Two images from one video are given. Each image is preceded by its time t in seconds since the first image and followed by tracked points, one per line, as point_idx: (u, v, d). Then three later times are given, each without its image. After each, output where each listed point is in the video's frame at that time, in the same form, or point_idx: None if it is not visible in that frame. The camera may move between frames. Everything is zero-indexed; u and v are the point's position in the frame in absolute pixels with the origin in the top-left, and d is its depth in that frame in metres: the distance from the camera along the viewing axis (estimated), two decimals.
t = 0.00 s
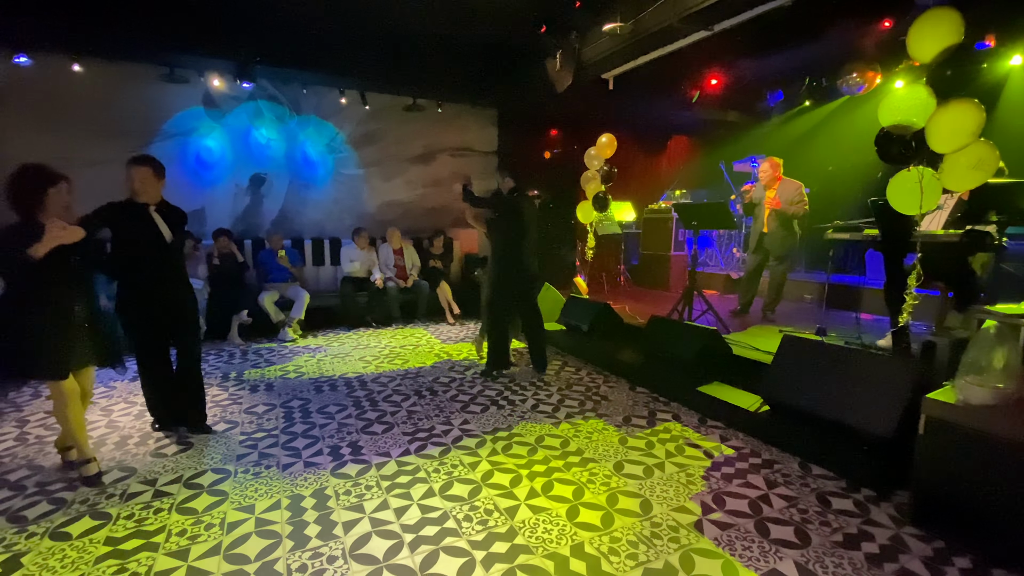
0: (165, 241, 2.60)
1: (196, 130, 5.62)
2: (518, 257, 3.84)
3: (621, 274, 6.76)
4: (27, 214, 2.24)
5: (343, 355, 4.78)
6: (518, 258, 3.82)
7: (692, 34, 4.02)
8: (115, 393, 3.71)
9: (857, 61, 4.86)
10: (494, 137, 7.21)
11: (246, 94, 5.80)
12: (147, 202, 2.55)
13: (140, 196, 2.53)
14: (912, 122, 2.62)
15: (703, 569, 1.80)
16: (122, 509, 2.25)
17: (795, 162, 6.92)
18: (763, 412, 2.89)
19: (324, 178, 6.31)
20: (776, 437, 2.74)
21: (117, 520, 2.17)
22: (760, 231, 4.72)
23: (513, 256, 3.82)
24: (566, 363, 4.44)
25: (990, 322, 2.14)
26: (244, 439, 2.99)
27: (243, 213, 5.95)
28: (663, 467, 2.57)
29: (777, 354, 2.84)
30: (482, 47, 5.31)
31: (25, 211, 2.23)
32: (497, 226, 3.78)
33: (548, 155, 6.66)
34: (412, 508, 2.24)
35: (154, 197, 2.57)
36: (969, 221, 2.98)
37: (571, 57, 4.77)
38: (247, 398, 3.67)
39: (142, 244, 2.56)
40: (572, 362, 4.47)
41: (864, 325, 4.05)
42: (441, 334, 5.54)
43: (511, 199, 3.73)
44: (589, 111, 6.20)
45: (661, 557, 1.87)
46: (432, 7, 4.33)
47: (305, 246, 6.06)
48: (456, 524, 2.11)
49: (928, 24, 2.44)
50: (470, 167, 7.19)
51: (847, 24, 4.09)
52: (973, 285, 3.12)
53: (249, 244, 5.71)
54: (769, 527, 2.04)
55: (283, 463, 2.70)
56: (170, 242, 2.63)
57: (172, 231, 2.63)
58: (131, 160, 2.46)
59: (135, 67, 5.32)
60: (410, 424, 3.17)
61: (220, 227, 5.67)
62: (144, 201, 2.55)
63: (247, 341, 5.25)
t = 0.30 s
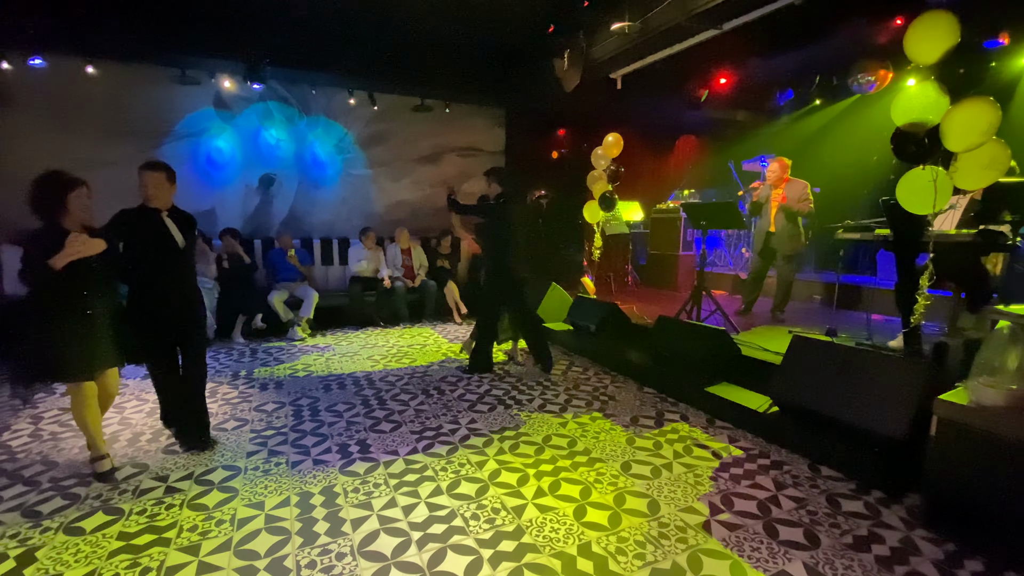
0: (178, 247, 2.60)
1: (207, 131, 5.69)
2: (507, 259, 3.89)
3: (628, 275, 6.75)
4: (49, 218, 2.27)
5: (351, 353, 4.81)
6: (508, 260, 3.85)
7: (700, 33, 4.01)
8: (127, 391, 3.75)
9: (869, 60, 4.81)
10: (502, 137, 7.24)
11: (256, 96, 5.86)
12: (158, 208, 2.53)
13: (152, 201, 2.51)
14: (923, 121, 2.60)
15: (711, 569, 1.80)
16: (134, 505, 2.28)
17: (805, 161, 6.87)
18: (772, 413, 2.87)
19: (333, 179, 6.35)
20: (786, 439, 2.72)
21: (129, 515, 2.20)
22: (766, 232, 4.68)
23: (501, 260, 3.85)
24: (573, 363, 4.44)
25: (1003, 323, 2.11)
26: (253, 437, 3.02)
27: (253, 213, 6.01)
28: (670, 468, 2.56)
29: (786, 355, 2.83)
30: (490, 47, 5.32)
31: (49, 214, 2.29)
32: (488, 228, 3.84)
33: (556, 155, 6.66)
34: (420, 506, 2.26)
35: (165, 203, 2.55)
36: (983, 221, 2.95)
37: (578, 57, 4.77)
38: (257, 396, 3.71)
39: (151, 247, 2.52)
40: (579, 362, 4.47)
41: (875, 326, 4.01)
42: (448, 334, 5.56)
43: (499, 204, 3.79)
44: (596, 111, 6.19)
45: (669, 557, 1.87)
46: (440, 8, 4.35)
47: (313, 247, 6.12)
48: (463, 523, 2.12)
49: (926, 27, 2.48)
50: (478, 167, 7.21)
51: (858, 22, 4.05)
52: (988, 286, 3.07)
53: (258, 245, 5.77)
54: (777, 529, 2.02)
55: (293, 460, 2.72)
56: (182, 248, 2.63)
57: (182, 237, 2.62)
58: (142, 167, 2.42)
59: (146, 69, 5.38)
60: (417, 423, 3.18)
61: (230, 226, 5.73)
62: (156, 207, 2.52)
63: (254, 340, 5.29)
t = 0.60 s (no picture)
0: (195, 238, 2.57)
1: (217, 132, 5.75)
2: (487, 264, 4.11)
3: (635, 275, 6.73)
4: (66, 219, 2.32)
5: (359, 353, 4.84)
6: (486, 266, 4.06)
7: (709, 32, 3.99)
8: (139, 388, 3.81)
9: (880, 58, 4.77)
10: (509, 137, 7.28)
11: (266, 97, 5.93)
12: (176, 197, 2.52)
13: (169, 189, 2.49)
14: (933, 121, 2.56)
15: (718, 571, 1.79)
16: (146, 501, 2.32)
17: (816, 161, 6.81)
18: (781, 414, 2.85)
19: (341, 179, 6.39)
20: (795, 440, 2.70)
21: (141, 512, 2.24)
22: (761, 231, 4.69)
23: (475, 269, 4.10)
24: (580, 364, 4.44)
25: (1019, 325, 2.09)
26: (263, 435, 3.06)
27: (263, 213, 6.07)
28: (677, 469, 2.55)
29: (795, 356, 2.81)
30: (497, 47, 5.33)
31: (72, 212, 2.36)
32: (470, 235, 4.02)
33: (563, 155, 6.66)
34: (427, 505, 2.27)
35: (183, 192, 2.54)
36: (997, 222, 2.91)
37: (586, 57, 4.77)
38: (266, 394, 3.74)
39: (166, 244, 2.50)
40: (586, 363, 4.47)
41: (885, 327, 3.97)
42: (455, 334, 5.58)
43: (477, 212, 3.99)
44: (604, 110, 6.18)
45: (676, 558, 1.87)
46: (448, 9, 4.37)
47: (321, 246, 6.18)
48: (470, 522, 2.13)
49: (922, 33, 2.48)
50: (485, 168, 7.24)
51: (870, 21, 4.02)
52: (1002, 287, 3.03)
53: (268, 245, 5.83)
54: (785, 531, 2.01)
55: (302, 458, 2.75)
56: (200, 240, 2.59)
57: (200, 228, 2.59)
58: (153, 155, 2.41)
59: (158, 71, 5.45)
60: (425, 423, 3.20)
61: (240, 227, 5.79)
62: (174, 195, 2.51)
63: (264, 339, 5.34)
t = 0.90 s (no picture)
0: (203, 230, 2.56)
1: (227, 133, 5.81)
2: (466, 262, 4.08)
3: (643, 275, 6.71)
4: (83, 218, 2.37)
5: (366, 352, 4.86)
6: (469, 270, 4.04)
7: (717, 32, 3.98)
8: (150, 387, 3.86)
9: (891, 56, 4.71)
10: (516, 138, 7.29)
11: (275, 98, 5.98)
12: (186, 190, 2.53)
13: (178, 180, 2.50)
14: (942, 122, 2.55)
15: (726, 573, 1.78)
16: (158, 498, 2.35)
17: (825, 161, 6.75)
18: (789, 416, 2.83)
19: (349, 179, 6.43)
20: (805, 443, 2.68)
21: (153, 509, 2.27)
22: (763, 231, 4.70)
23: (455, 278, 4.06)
24: (586, 364, 4.44)
25: None
26: (272, 433, 3.09)
27: (272, 213, 6.12)
28: (685, 470, 2.54)
29: (803, 357, 2.79)
30: (505, 47, 5.34)
31: (95, 212, 2.60)
32: (453, 240, 4.02)
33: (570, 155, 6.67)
34: (434, 504, 2.28)
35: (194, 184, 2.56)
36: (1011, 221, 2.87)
37: (594, 57, 4.77)
38: (275, 393, 3.78)
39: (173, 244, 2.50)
40: (593, 363, 4.46)
41: (896, 328, 3.92)
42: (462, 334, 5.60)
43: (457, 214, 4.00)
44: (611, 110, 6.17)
45: (684, 560, 1.86)
46: (457, 10, 4.38)
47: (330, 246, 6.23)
48: (477, 522, 2.14)
49: (928, 32, 2.45)
50: (492, 168, 7.26)
51: (880, 20, 3.98)
52: (1016, 288, 2.99)
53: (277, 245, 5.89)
54: (794, 533, 2.00)
55: (310, 457, 2.77)
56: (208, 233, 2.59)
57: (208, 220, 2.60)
58: (158, 147, 2.42)
59: (169, 73, 5.51)
60: (432, 422, 3.21)
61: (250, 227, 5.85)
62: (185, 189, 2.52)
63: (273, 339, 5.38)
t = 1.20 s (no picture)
0: (178, 231, 2.49)
1: (237, 133, 5.87)
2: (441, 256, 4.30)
3: (650, 276, 6.68)
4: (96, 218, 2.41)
5: (373, 352, 4.88)
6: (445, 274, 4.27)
7: (725, 30, 3.95)
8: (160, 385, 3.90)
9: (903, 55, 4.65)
10: (523, 138, 7.29)
11: (284, 99, 6.03)
12: (165, 190, 2.46)
13: (161, 181, 2.44)
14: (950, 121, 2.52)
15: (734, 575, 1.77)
16: (168, 495, 2.38)
17: (836, 160, 6.67)
18: (798, 418, 2.81)
19: (357, 179, 6.47)
20: (814, 445, 2.65)
21: (163, 505, 2.30)
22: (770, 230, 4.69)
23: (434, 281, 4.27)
24: (593, 364, 4.43)
25: None
26: (280, 431, 3.11)
27: (280, 214, 6.17)
28: (692, 472, 2.52)
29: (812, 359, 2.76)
30: (512, 47, 5.33)
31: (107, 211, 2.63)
32: (430, 238, 4.24)
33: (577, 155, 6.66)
34: (441, 503, 2.29)
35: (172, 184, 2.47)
36: None
37: (601, 56, 4.76)
38: (283, 392, 3.81)
39: (182, 243, 2.51)
40: (600, 363, 4.45)
41: (907, 329, 3.88)
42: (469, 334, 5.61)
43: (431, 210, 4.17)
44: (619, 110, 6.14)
45: (691, 561, 1.85)
46: (464, 9, 4.38)
47: (337, 246, 6.26)
48: (483, 521, 2.14)
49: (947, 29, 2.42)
50: (499, 168, 7.26)
51: (892, 17, 3.93)
52: None
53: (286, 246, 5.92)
54: (803, 536, 1.98)
55: (318, 455, 2.79)
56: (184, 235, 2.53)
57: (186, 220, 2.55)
58: (140, 146, 2.36)
59: (180, 73, 5.58)
60: (438, 421, 3.22)
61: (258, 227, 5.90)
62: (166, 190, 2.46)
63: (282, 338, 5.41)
